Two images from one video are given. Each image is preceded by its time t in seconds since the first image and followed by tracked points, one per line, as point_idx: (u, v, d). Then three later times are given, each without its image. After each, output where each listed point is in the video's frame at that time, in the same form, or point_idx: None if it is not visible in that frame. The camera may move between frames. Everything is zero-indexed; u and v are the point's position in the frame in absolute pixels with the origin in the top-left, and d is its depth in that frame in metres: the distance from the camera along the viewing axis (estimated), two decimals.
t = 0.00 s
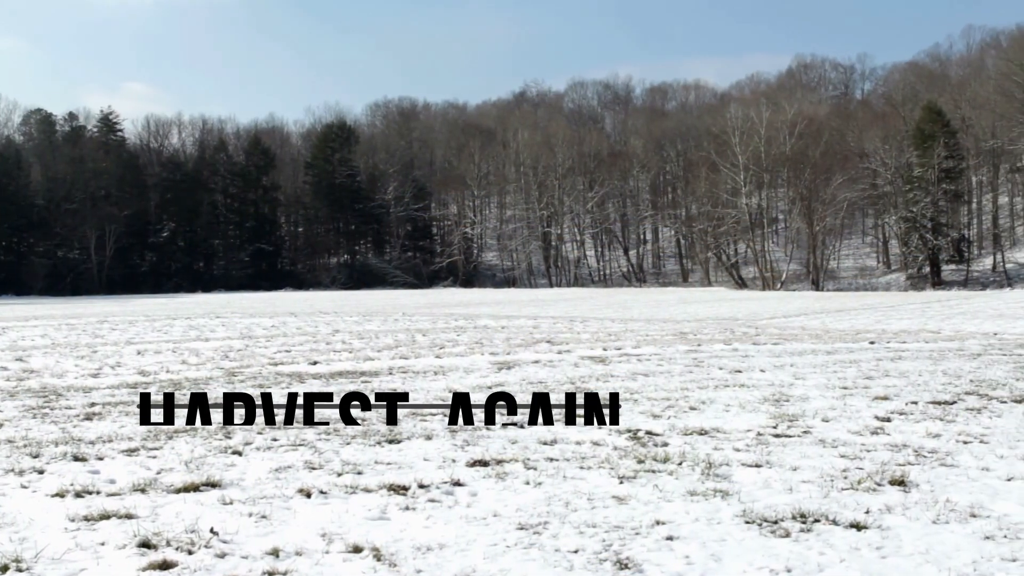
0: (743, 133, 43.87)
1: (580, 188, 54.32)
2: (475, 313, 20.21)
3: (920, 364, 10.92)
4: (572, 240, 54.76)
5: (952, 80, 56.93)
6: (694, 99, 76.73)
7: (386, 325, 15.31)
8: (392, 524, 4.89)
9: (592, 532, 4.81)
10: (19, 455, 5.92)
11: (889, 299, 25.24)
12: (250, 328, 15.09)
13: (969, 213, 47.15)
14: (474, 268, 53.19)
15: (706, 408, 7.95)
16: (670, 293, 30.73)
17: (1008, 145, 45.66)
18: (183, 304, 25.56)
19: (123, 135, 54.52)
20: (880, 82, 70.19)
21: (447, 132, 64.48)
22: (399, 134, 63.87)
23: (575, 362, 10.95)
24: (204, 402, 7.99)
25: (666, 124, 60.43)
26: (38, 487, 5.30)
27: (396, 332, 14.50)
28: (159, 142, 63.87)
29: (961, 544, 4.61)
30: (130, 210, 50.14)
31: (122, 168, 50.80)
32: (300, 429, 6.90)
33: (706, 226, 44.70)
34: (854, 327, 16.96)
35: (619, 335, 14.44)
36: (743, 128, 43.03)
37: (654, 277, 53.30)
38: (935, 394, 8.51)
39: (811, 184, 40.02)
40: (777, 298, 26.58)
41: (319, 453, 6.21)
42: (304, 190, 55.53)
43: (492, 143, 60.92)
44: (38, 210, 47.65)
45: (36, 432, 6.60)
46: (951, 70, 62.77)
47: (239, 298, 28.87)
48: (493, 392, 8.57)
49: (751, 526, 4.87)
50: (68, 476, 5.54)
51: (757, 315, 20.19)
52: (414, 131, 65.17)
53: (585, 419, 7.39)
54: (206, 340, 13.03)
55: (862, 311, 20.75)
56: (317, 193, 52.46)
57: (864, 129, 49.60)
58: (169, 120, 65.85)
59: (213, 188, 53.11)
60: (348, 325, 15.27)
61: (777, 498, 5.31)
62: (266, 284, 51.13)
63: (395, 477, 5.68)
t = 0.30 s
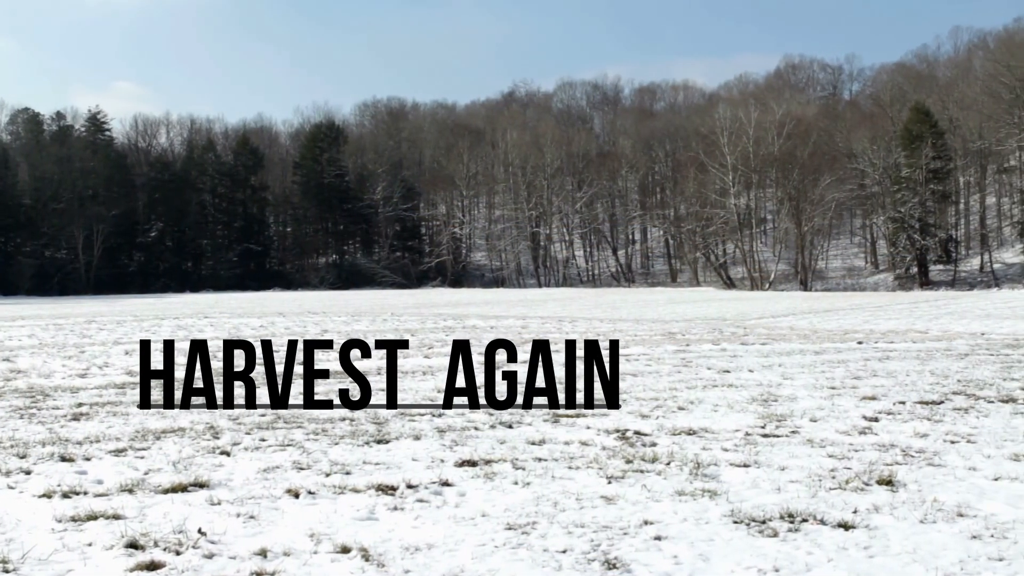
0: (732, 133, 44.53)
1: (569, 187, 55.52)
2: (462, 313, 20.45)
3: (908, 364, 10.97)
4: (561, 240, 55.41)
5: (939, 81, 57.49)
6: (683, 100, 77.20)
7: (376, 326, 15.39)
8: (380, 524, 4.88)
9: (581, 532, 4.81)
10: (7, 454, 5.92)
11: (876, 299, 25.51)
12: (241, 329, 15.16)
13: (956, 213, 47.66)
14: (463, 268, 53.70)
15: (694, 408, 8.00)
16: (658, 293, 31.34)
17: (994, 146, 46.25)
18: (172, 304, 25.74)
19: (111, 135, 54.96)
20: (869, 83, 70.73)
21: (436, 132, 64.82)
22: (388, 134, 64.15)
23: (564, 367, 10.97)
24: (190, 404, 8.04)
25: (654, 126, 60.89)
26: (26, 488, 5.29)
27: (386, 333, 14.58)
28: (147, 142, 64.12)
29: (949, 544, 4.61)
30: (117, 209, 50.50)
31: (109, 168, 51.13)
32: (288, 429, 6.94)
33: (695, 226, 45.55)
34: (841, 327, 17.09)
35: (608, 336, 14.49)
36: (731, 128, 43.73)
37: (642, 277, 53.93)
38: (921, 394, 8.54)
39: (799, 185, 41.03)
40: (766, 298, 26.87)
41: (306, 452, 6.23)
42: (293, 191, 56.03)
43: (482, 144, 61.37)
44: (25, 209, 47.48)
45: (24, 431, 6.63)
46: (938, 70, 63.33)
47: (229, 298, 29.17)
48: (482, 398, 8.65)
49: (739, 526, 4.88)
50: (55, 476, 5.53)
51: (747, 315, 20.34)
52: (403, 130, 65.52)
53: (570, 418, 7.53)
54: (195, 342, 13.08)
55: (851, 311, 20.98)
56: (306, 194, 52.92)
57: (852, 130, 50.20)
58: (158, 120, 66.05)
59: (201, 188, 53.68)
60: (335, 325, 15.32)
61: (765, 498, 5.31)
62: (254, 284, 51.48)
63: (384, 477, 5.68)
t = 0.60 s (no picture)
0: (718, 133, 45.05)
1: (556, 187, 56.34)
2: (449, 313, 20.68)
3: (893, 364, 11.02)
4: (548, 240, 55.89)
5: (925, 82, 58.00)
6: (670, 100, 77.53)
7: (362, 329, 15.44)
8: (366, 524, 4.88)
9: (567, 532, 4.81)
10: None
11: (860, 299, 25.70)
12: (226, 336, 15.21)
13: (941, 214, 48.09)
14: (450, 268, 53.99)
15: (680, 408, 8.04)
16: (644, 293, 31.71)
17: (979, 147, 46.80)
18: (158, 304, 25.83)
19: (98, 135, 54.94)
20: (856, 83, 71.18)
21: (423, 132, 64.99)
22: (375, 134, 64.34)
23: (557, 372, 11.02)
24: (173, 405, 8.04)
25: (642, 127, 61.23)
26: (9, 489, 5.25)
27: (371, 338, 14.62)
28: (132, 141, 64.07)
29: (934, 545, 4.61)
30: (103, 210, 50.61)
31: (95, 167, 51.20)
32: (275, 429, 6.96)
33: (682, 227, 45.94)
34: (827, 326, 17.20)
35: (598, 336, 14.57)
36: (718, 129, 44.29)
37: (629, 277, 54.41)
38: (907, 394, 8.57)
39: (785, 186, 41.77)
40: (752, 298, 27.10)
41: (292, 453, 6.22)
42: (279, 191, 56.29)
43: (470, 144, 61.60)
44: (12, 208, 47.35)
45: (10, 430, 6.64)
46: (924, 71, 63.78)
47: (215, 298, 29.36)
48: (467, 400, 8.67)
49: (726, 526, 4.88)
50: (39, 476, 5.52)
51: (733, 315, 20.47)
52: (389, 131, 65.77)
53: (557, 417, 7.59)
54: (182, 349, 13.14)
55: (836, 311, 21.15)
56: (293, 193, 53.10)
57: (837, 130, 50.76)
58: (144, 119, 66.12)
59: (187, 188, 53.87)
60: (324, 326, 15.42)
61: (752, 499, 5.32)
62: (241, 284, 51.71)
63: (370, 478, 5.67)
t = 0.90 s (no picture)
0: (706, 133, 45.34)
1: (544, 187, 56.62)
2: (437, 313, 20.80)
3: (881, 364, 11.07)
4: (536, 240, 56.20)
5: (911, 83, 58.36)
6: (658, 100, 77.79)
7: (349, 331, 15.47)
8: (354, 525, 4.88)
9: (555, 532, 4.81)
10: None
11: (844, 299, 25.89)
12: (209, 342, 15.20)
13: (928, 215, 48.39)
14: (437, 268, 54.16)
15: (667, 408, 8.07)
16: (633, 293, 31.93)
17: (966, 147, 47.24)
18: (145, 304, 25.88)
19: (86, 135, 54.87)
20: (844, 83, 71.53)
21: (410, 132, 65.14)
22: (364, 134, 64.44)
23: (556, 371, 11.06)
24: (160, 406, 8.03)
25: (630, 127, 61.48)
26: None
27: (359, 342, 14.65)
28: (119, 141, 64.06)
29: (919, 545, 4.62)
30: (89, 210, 50.68)
31: (81, 166, 51.41)
32: (262, 430, 6.95)
33: (669, 226, 46.18)
34: (814, 326, 17.30)
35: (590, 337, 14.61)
36: (706, 129, 44.58)
37: (617, 277, 54.74)
38: (894, 394, 8.60)
39: (773, 186, 42.13)
40: (739, 298, 27.28)
41: (279, 453, 6.22)
42: (267, 191, 56.31)
43: (458, 144, 61.79)
44: None
45: None
46: (911, 72, 64.12)
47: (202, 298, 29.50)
48: (457, 400, 8.68)
49: (713, 526, 4.89)
50: (26, 477, 5.50)
51: (721, 314, 20.56)
52: (377, 131, 65.87)
53: (547, 419, 7.68)
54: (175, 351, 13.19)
55: (822, 311, 21.29)
56: (281, 193, 53.18)
57: (824, 131, 51.16)
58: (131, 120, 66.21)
59: (174, 188, 53.97)
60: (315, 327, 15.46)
61: (738, 499, 5.32)
62: (229, 284, 51.86)
63: (357, 478, 5.67)
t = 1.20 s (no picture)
0: (694, 134, 45.64)
1: (532, 188, 56.91)
2: (425, 313, 20.87)
3: (868, 364, 11.10)
4: (524, 241, 56.48)
5: (898, 83, 58.70)
6: (646, 100, 78.05)
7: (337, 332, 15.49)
8: (341, 525, 4.87)
9: (542, 532, 4.81)
10: None
11: (828, 299, 26.07)
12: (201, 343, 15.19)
13: (915, 215, 48.69)
14: (425, 268, 54.34)
15: (654, 408, 8.11)
16: (621, 293, 32.15)
17: (954, 148, 47.79)
18: (131, 304, 25.87)
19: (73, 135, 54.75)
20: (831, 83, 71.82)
21: (398, 132, 65.29)
22: (351, 135, 64.52)
23: (557, 370, 11.06)
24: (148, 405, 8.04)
25: (619, 127, 61.74)
26: None
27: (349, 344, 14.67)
28: (106, 140, 63.99)
29: (906, 546, 4.62)
30: (76, 210, 50.67)
31: (68, 166, 51.46)
32: (248, 430, 6.96)
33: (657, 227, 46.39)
34: (802, 326, 17.39)
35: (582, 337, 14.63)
36: (694, 129, 44.85)
37: (605, 277, 55.02)
38: (880, 394, 8.63)
39: (761, 187, 42.55)
40: (723, 298, 27.47)
41: (265, 454, 6.21)
42: (255, 191, 56.37)
43: (446, 144, 61.98)
44: None
45: None
46: (898, 72, 64.42)
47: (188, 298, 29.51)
48: (448, 400, 8.71)
49: (700, 526, 4.89)
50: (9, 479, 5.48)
51: (708, 315, 20.66)
52: (364, 131, 65.95)
53: (545, 419, 7.69)
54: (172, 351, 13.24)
55: (810, 311, 21.39)
56: (269, 193, 53.27)
57: (812, 131, 51.51)
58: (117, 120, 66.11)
59: (161, 187, 54.04)
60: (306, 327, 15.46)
61: (724, 499, 5.32)
62: (216, 284, 51.97)
63: (344, 478, 5.67)
